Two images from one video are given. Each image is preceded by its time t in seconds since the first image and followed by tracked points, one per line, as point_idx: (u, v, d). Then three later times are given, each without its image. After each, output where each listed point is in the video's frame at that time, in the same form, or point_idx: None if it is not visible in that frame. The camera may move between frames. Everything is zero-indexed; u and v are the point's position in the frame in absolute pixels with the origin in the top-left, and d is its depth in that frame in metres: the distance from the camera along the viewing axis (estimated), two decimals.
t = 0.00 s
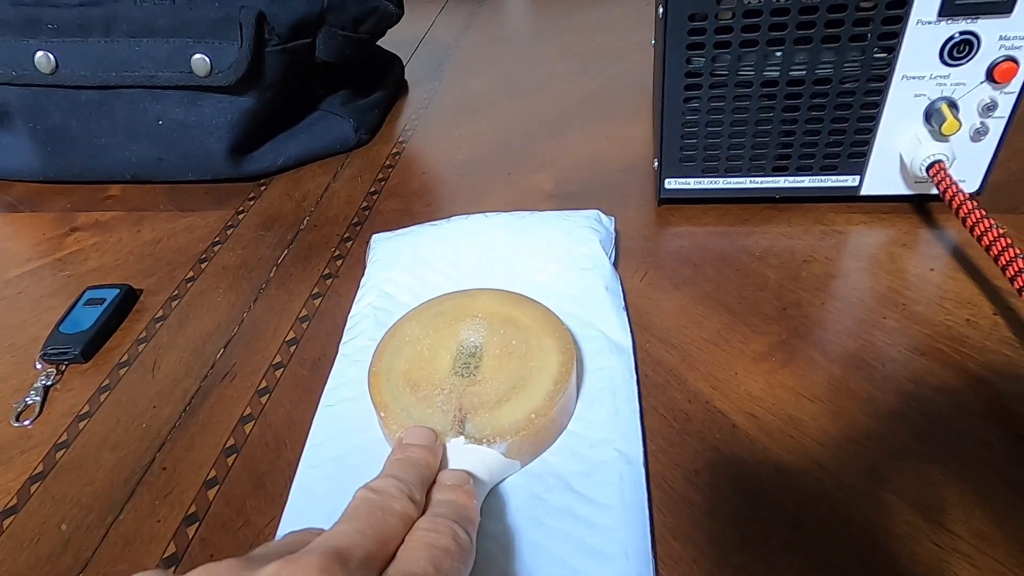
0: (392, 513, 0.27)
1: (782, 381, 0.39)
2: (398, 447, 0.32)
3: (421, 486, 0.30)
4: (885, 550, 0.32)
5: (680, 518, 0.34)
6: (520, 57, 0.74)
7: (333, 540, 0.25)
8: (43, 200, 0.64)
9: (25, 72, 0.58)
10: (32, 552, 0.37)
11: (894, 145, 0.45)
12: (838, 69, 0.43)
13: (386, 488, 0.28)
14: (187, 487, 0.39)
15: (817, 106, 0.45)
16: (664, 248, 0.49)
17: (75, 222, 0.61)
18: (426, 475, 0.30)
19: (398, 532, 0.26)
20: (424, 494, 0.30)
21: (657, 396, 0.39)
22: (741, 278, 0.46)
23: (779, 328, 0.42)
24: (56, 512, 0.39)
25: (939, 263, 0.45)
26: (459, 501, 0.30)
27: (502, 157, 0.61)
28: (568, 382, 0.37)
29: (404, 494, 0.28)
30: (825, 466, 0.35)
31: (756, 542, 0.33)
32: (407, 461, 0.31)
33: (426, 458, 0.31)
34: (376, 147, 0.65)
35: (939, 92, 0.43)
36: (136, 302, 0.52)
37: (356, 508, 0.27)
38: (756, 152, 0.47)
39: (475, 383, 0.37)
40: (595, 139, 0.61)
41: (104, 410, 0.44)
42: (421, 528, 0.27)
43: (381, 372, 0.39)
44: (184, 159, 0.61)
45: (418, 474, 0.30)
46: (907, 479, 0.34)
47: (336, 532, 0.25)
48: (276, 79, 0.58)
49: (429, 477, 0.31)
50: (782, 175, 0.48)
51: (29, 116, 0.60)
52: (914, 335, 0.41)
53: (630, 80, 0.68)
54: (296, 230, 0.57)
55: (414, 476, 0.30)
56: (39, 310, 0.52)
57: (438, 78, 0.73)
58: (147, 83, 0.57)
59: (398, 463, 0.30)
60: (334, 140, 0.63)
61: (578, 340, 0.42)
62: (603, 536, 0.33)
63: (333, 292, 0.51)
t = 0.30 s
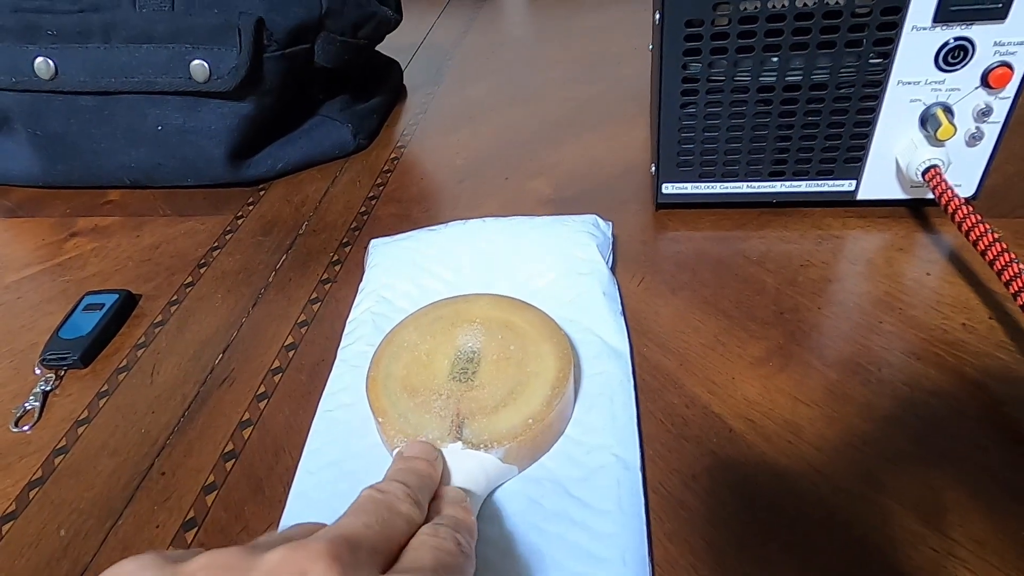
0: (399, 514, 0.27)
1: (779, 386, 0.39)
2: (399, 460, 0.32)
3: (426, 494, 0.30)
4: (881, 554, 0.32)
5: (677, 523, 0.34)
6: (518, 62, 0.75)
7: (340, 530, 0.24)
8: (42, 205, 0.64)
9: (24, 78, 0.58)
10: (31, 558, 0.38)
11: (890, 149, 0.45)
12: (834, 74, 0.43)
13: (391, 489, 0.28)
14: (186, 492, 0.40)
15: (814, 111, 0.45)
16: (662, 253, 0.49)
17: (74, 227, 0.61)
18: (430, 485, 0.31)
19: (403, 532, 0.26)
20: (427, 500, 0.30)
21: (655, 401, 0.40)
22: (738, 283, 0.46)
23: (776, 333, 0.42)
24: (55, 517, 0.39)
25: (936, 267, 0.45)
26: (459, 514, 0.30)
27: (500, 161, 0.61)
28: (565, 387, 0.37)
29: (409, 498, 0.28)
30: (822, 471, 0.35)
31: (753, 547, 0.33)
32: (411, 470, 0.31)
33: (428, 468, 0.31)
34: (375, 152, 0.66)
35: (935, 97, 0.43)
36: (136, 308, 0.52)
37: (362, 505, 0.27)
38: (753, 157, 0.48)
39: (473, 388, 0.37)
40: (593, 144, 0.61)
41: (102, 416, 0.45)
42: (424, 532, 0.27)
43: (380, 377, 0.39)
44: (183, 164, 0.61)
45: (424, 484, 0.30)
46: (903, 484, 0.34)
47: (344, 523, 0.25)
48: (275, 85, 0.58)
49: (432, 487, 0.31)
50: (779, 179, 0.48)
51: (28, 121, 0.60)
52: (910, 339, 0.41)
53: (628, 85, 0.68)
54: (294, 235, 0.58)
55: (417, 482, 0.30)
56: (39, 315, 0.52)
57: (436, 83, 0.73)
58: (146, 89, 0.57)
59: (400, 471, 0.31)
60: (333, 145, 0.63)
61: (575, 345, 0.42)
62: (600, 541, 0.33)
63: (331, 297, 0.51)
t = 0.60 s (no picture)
0: (389, 484, 0.24)
1: (780, 384, 0.39)
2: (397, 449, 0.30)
3: (424, 477, 0.27)
4: (883, 554, 0.32)
5: (678, 521, 0.34)
6: (519, 61, 0.75)
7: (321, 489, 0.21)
8: (42, 202, 0.64)
9: (24, 75, 0.58)
10: (31, 554, 0.37)
11: (891, 149, 0.45)
12: (835, 73, 0.43)
13: (385, 465, 0.26)
14: (186, 489, 0.39)
15: (815, 110, 0.45)
16: (663, 252, 0.49)
17: (74, 225, 0.61)
18: (428, 472, 0.28)
19: (396, 506, 0.23)
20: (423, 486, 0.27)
21: (656, 399, 0.40)
22: (739, 281, 0.46)
23: (777, 331, 0.42)
24: (55, 515, 0.39)
25: (937, 267, 0.45)
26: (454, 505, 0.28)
27: (501, 160, 0.61)
28: (566, 385, 0.37)
29: (403, 474, 0.26)
30: (824, 470, 0.35)
31: (754, 545, 0.33)
32: (409, 457, 0.29)
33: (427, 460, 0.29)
34: (375, 150, 0.66)
35: (936, 96, 0.43)
36: (136, 305, 0.52)
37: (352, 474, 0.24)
38: (754, 156, 0.47)
39: (475, 386, 0.37)
40: (594, 143, 0.61)
41: (102, 413, 0.44)
42: (416, 509, 0.24)
43: (381, 375, 0.39)
44: (183, 162, 0.61)
45: (422, 468, 0.28)
46: (905, 483, 0.34)
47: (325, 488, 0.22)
48: (275, 83, 0.58)
49: (430, 474, 0.28)
50: (780, 178, 0.48)
51: (28, 119, 0.60)
52: (912, 338, 0.41)
53: (629, 84, 0.68)
54: (294, 233, 0.58)
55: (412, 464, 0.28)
56: (38, 313, 0.52)
57: (437, 82, 0.73)
58: (146, 86, 0.57)
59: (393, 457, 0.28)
60: (333, 143, 0.63)
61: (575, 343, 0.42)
62: (602, 539, 0.33)
63: (332, 295, 0.51)
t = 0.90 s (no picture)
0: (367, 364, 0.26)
1: (781, 383, 0.39)
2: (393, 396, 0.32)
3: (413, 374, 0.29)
4: (883, 552, 0.32)
5: (679, 519, 0.34)
6: (520, 59, 0.74)
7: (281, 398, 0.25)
8: (42, 199, 0.64)
9: (24, 73, 0.58)
10: (32, 551, 0.37)
11: (892, 148, 0.45)
12: (837, 72, 0.43)
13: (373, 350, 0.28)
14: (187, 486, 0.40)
15: (817, 108, 0.45)
16: (664, 250, 0.49)
17: (75, 222, 0.61)
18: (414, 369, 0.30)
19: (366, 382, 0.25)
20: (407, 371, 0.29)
21: (657, 398, 0.39)
22: (740, 280, 0.46)
23: (778, 330, 0.42)
24: (56, 512, 0.39)
25: (938, 266, 0.45)
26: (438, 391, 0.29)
27: (502, 158, 0.61)
28: (568, 384, 0.37)
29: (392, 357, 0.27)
30: (825, 468, 0.35)
31: (755, 542, 0.33)
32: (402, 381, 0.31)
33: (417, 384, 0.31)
34: (376, 148, 0.66)
35: (938, 95, 0.43)
36: (136, 302, 0.52)
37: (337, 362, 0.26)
38: (756, 154, 0.47)
39: (476, 384, 0.38)
40: (595, 141, 0.61)
41: (103, 411, 0.44)
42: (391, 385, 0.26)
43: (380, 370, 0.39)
44: (184, 159, 0.61)
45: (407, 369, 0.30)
46: (906, 481, 0.34)
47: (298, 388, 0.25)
48: (276, 80, 0.58)
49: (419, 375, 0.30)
50: (781, 177, 0.48)
51: (28, 116, 0.60)
52: (913, 337, 0.41)
53: (630, 83, 0.68)
54: (295, 230, 0.57)
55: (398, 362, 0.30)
56: (39, 310, 0.52)
57: (438, 80, 0.73)
58: (147, 83, 0.57)
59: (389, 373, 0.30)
60: (334, 141, 0.63)
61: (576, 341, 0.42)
62: (603, 538, 0.33)
63: (333, 293, 0.51)
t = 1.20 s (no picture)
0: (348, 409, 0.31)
1: (786, 375, 0.39)
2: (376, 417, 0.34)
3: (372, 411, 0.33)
4: (889, 546, 0.31)
5: (682, 512, 0.34)
6: (522, 50, 0.74)
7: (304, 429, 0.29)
8: (37, 185, 0.63)
9: (20, 56, 0.57)
10: (24, 538, 0.37)
11: (899, 141, 0.45)
12: (845, 62, 0.43)
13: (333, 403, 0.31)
14: (182, 474, 0.39)
15: (824, 99, 0.44)
16: (667, 242, 0.48)
17: (70, 209, 0.60)
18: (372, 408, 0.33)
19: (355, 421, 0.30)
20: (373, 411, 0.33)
21: (660, 389, 0.39)
22: (744, 272, 0.45)
23: (783, 323, 0.42)
24: (49, 499, 0.39)
25: (944, 260, 0.44)
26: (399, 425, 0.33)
27: (504, 148, 0.60)
28: (570, 371, 0.37)
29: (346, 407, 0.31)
30: (830, 461, 0.35)
31: (759, 535, 0.32)
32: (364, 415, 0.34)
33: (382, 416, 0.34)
34: (377, 137, 0.65)
35: (947, 87, 0.43)
36: (133, 289, 0.52)
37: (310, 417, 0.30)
38: (762, 146, 0.47)
39: (477, 372, 0.37)
40: (597, 132, 0.61)
41: (97, 398, 0.44)
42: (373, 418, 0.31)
43: (381, 360, 0.38)
44: (182, 146, 0.60)
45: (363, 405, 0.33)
46: (912, 474, 0.34)
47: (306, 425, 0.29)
48: (276, 67, 0.58)
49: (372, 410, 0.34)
50: (787, 169, 0.48)
51: (24, 100, 0.59)
52: (919, 331, 0.40)
53: (633, 75, 0.67)
54: (294, 219, 0.57)
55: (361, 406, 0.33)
56: (33, 296, 0.51)
57: (439, 70, 0.72)
58: (145, 68, 0.56)
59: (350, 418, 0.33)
60: (335, 129, 0.63)
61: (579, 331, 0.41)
62: (606, 529, 0.32)
63: (332, 282, 0.50)
